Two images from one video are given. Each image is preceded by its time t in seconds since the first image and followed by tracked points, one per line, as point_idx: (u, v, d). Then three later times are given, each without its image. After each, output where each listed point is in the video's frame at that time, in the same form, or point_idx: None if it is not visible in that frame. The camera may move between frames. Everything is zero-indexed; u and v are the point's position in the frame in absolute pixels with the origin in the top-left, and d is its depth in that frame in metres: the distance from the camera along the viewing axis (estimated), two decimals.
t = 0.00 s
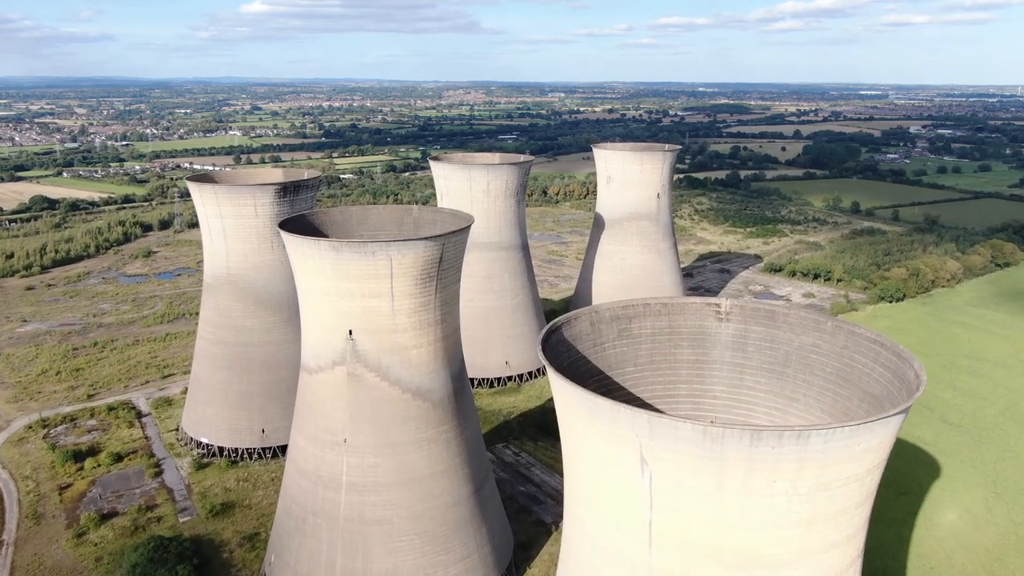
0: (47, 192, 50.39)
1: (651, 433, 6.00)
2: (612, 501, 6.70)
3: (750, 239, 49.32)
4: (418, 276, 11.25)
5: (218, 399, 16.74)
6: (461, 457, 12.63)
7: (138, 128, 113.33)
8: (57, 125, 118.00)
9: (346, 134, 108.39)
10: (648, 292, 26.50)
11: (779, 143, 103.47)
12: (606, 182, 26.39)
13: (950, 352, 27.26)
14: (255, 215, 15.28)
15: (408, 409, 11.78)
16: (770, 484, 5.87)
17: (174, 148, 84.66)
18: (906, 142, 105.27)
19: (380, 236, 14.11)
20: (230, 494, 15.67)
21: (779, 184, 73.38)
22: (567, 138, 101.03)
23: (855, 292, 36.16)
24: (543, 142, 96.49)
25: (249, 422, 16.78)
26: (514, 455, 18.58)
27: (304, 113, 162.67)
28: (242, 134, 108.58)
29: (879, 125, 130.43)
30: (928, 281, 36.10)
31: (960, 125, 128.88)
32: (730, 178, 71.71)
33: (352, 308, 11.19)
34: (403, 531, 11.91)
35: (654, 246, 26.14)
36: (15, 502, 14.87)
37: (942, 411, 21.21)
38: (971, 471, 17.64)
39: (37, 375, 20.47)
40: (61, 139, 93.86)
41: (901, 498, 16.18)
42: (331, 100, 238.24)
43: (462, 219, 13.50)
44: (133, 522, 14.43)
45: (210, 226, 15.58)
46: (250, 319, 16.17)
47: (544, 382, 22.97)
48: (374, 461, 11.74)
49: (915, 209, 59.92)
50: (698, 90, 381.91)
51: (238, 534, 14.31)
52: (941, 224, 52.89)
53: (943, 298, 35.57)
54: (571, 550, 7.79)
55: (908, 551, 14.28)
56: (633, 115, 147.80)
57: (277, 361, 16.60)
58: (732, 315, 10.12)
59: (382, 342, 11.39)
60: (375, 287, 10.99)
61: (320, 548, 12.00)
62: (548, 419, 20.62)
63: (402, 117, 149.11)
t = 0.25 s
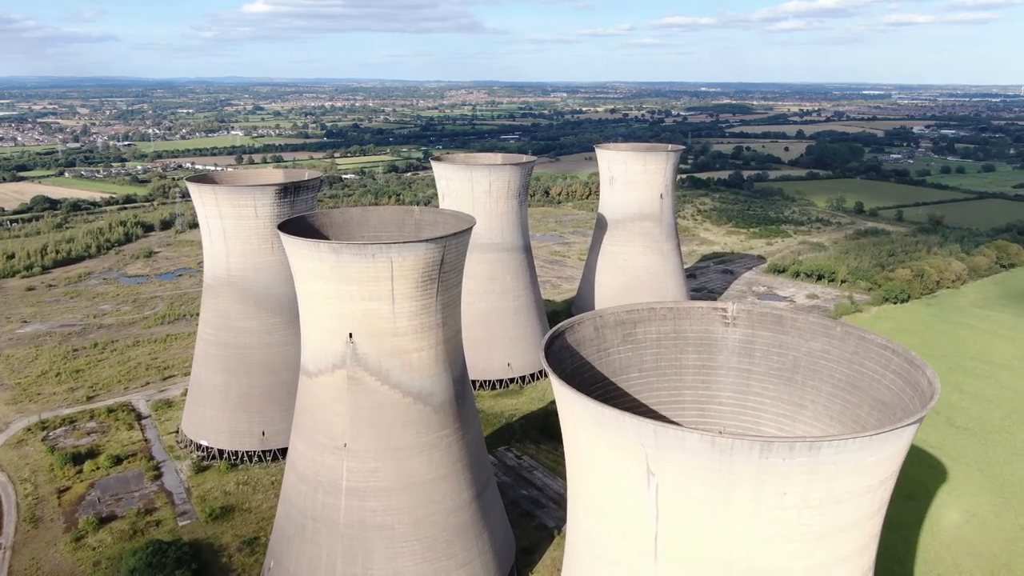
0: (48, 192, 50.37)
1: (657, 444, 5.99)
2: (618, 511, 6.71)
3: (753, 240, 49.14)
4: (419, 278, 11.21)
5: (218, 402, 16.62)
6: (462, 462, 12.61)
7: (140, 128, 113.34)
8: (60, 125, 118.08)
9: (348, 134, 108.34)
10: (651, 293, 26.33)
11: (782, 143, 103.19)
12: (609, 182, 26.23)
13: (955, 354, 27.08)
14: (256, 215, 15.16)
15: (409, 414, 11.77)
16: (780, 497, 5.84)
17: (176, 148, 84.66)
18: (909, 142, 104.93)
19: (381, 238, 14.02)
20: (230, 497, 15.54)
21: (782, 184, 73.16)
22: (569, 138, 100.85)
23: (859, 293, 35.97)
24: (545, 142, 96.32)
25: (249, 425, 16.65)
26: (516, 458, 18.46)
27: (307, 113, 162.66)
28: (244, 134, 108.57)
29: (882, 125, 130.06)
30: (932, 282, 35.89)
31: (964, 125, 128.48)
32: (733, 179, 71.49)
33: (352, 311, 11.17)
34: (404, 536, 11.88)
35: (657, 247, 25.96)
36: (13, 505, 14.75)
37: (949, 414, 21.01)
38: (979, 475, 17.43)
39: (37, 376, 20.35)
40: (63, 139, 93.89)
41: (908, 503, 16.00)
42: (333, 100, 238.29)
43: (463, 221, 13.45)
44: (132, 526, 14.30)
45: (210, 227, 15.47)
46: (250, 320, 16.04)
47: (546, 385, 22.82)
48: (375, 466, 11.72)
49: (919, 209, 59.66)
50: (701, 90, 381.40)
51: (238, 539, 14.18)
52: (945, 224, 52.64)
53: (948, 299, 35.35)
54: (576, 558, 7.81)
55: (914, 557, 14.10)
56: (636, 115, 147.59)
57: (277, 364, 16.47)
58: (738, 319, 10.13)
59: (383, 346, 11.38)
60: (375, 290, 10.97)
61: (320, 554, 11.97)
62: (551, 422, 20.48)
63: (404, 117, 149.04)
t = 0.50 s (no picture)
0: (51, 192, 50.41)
1: (666, 456, 5.99)
2: (625, 522, 6.72)
3: (758, 241, 48.90)
4: (421, 281, 11.13)
5: (218, 404, 16.47)
6: (465, 467, 12.51)
7: (143, 128, 113.48)
8: (63, 125, 118.23)
9: (351, 134, 108.29)
10: (656, 295, 26.13)
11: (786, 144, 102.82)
12: (613, 183, 26.04)
13: (962, 357, 26.86)
14: (257, 216, 15.03)
15: (411, 418, 11.69)
16: (795, 509, 5.85)
17: (179, 148, 84.66)
18: (914, 142, 104.48)
19: (383, 240, 13.90)
20: (230, 501, 15.41)
21: (786, 184, 72.89)
22: (572, 138, 100.64)
23: (865, 295, 35.75)
24: (548, 142, 96.14)
25: (250, 428, 16.51)
26: (519, 462, 18.32)
27: (310, 113, 162.72)
28: (247, 134, 108.58)
29: (887, 125, 129.56)
30: (938, 284, 35.63)
31: (969, 125, 127.94)
32: (737, 179, 71.22)
33: (353, 314, 11.09)
34: (406, 542, 11.79)
35: (661, 248, 25.77)
36: (12, 509, 14.62)
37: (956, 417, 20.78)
38: (987, 480, 17.19)
39: (37, 378, 20.24)
40: (66, 139, 93.99)
41: (914, 508, 15.80)
42: (336, 101, 238.39)
43: (465, 223, 13.30)
44: (131, 530, 14.17)
45: (210, 228, 15.34)
46: (250, 322, 15.90)
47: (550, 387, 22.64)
48: (376, 471, 11.65)
49: (924, 210, 59.34)
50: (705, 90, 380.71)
51: (238, 543, 14.03)
52: (951, 225, 52.34)
53: (954, 301, 35.08)
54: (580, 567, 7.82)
55: (921, 563, 13.91)
56: (639, 115, 147.28)
57: (278, 366, 16.32)
58: (747, 325, 10.13)
59: (384, 350, 11.30)
60: (376, 293, 10.90)
61: (320, 560, 11.88)
62: (554, 425, 20.31)
63: (407, 117, 149.02)
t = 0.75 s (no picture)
0: (57, 192, 50.54)
1: (676, 469, 6.10)
2: (634, 533, 6.83)
3: (765, 242, 48.59)
4: (425, 283, 11.06)
5: (222, 406, 16.37)
6: (469, 472, 12.41)
7: (149, 128, 113.76)
8: (70, 124, 118.57)
9: (357, 134, 108.30)
10: (662, 297, 25.93)
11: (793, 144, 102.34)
12: (619, 184, 25.85)
13: (972, 360, 26.59)
14: (261, 217, 14.94)
15: (415, 422, 11.61)
16: (808, 524, 5.93)
17: (184, 148, 84.80)
18: (922, 142, 103.79)
19: (387, 241, 13.79)
20: (233, 503, 15.30)
21: (793, 185, 72.50)
22: (578, 138, 100.38)
23: (873, 296, 35.46)
24: (553, 142, 95.93)
25: (253, 430, 16.41)
26: (524, 465, 18.17)
27: (316, 113, 162.87)
28: (253, 134, 108.74)
29: (894, 126, 128.80)
30: (948, 285, 35.30)
31: (977, 125, 127.08)
32: (744, 180, 70.86)
33: (356, 317, 11.03)
34: (409, 548, 11.71)
35: (668, 249, 25.55)
36: (14, 511, 14.55)
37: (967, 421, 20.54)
38: (999, 485, 16.96)
39: (41, 378, 20.19)
40: (73, 139, 94.32)
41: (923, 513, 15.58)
42: (342, 100, 238.50)
43: (470, 224, 13.20)
44: (134, 533, 14.08)
45: (214, 229, 15.25)
46: (254, 323, 15.79)
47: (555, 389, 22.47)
48: (379, 476, 11.57)
49: (932, 211, 58.90)
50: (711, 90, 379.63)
51: (240, 546, 13.92)
52: (960, 226, 51.92)
53: (963, 303, 34.76)
54: None
55: (933, 570, 13.70)
56: (645, 115, 146.87)
57: (282, 368, 16.22)
58: (757, 331, 10.28)
59: (388, 353, 11.24)
60: (380, 295, 10.83)
61: (323, 565, 11.80)
62: (559, 427, 20.16)
63: (413, 117, 149.03)
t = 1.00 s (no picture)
0: (65, 192, 50.68)
1: (688, 484, 6.15)
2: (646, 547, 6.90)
3: (773, 243, 48.26)
4: (430, 286, 10.95)
5: (226, 408, 16.26)
6: (475, 477, 12.24)
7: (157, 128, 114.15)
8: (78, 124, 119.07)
9: (364, 134, 108.32)
10: (670, 298, 25.70)
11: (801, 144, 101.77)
12: (627, 184, 25.63)
13: (984, 364, 26.27)
14: (265, 218, 14.83)
15: (419, 427, 11.45)
16: (826, 541, 5.97)
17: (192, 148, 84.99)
18: (931, 142, 103.00)
19: (392, 242, 13.64)
20: (237, 507, 15.19)
21: (802, 185, 72.05)
22: (584, 138, 100.10)
23: (883, 298, 35.11)
24: (560, 142, 95.69)
25: (258, 432, 16.28)
26: (530, 469, 17.98)
27: (323, 113, 163.15)
28: (260, 134, 108.93)
29: (903, 125, 127.86)
30: (959, 287, 34.94)
31: (987, 125, 126.04)
32: (752, 180, 70.44)
33: (361, 320, 10.92)
34: (413, 554, 11.56)
35: (675, 250, 25.32)
36: (17, 513, 14.47)
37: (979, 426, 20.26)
38: (1012, 490, 16.68)
39: (47, 379, 20.15)
40: (82, 139, 94.67)
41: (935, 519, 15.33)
42: (349, 100, 238.77)
43: (476, 226, 13.05)
44: (137, 536, 13.98)
45: (218, 230, 15.15)
46: (259, 325, 15.66)
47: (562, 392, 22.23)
48: (383, 481, 11.41)
49: (942, 212, 58.39)
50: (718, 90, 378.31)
51: (244, 551, 13.79)
52: (970, 228, 51.45)
53: (975, 305, 34.38)
54: None
55: None
56: (652, 115, 146.38)
57: (287, 370, 16.09)
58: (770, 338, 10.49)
59: (393, 356, 11.11)
60: (384, 298, 10.71)
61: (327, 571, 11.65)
62: (566, 430, 19.98)
63: (420, 117, 149.08)
